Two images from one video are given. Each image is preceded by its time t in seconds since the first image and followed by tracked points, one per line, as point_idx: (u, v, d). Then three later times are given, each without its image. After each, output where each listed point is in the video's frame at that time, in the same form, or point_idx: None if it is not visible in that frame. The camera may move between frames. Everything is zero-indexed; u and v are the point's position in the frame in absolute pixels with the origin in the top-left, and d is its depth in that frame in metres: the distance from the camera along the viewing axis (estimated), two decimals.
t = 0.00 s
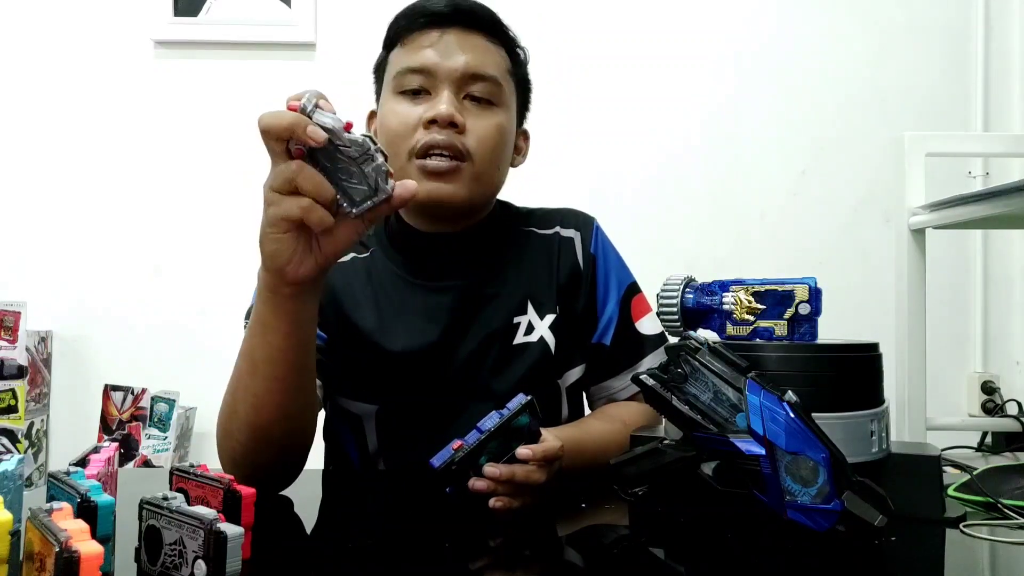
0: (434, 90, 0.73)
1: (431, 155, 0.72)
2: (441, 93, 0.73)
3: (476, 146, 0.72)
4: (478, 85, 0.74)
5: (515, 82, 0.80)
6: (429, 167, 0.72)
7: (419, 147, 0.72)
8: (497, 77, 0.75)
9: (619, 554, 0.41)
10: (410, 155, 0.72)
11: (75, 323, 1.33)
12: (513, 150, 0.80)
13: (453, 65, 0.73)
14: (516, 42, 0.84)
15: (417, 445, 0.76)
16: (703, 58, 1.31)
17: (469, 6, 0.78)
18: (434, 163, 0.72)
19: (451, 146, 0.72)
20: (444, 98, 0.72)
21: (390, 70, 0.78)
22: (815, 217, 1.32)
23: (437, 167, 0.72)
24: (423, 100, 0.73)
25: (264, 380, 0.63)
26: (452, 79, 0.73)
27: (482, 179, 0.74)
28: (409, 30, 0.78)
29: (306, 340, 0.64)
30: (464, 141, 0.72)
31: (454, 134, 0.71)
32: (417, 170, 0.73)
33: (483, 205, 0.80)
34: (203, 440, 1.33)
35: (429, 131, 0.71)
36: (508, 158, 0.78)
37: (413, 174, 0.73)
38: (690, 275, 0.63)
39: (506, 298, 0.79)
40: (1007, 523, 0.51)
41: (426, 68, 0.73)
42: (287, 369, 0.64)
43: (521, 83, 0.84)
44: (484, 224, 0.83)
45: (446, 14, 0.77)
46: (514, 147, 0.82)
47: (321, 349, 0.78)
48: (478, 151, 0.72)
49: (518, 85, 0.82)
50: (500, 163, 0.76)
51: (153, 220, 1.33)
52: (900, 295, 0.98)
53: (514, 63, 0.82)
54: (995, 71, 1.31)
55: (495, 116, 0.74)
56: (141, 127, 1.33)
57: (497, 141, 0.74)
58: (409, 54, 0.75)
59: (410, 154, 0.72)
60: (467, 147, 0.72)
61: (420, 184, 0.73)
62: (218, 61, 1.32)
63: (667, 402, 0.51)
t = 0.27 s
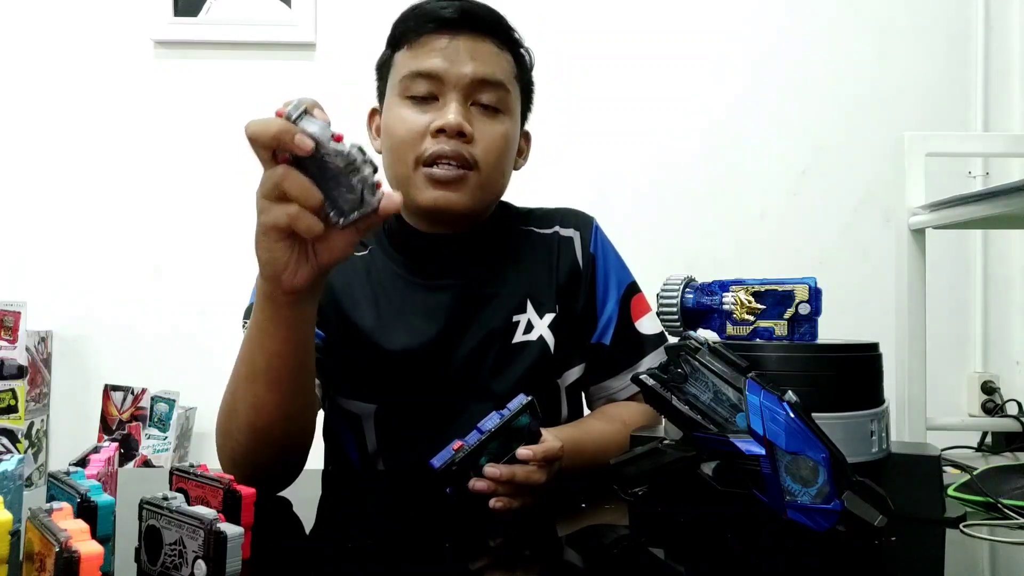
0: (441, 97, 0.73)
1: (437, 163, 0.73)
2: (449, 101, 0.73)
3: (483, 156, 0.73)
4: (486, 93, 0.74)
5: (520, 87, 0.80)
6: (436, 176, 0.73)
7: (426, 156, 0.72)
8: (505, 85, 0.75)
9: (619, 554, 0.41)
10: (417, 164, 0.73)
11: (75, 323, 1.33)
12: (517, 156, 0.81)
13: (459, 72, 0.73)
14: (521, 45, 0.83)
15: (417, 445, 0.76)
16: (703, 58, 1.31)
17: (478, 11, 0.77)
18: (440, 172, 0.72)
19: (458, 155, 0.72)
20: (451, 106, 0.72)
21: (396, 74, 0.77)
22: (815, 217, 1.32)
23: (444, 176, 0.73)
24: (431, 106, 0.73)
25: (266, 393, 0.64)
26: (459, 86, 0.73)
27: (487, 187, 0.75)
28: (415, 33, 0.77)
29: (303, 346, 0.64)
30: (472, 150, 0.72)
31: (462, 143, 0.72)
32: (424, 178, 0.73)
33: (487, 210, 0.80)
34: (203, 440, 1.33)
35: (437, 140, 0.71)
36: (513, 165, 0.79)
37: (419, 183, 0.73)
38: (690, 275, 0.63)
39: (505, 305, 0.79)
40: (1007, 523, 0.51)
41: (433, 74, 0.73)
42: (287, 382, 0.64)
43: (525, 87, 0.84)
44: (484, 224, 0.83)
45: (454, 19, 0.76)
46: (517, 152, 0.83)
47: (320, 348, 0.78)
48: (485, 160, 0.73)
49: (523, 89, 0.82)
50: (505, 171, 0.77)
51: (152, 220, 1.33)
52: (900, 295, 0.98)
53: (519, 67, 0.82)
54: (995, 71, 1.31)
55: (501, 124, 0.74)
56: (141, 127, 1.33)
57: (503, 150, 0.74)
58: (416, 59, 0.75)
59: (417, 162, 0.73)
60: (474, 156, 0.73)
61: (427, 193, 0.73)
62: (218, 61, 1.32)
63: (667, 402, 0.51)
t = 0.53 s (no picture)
0: (444, 101, 0.73)
1: (442, 169, 0.74)
2: (452, 105, 0.73)
3: (487, 160, 0.73)
4: (488, 96, 0.74)
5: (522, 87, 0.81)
6: (440, 181, 0.73)
7: (431, 161, 0.73)
8: (507, 87, 0.76)
9: (619, 554, 0.41)
10: (421, 169, 0.74)
11: (75, 323, 1.33)
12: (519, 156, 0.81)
13: (462, 76, 0.73)
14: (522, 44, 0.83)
15: (418, 444, 0.76)
16: (702, 59, 1.31)
17: (478, 13, 0.77)
18: (445, 178, 0.73)
19: (462, 160, 0.73)
20: (454, 111, 0.73)
21: (397, 77, 0.77)
22: (815, 217, 1.32)
23: (448, 181, 0.73)
24: (434, 111, 0.74)
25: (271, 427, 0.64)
26: (462, 91, 0.73)
27: (491, 191, 0.76)
28: (415, 36, 0.77)
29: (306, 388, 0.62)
30: (475, 155, 0.73)
31: (465, 148, 0.72)
32: (428, 183, 0.74)
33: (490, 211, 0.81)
34: (203, 440, 1.33)
35: (441, 145, 0.72)
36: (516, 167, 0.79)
37: (424, 188, 0.74)
38: (690, 275, 0.63)
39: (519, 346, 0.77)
40: (1007, 523, 0.51)
41: (436, 78, 0.73)
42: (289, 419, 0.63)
43: (527, 86, 0.84)
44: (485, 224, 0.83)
45: (455, 22, 0.76)
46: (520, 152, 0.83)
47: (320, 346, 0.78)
48: (489, 164, 0.74)
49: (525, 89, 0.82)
50: (509, 173, 0.77)
51: (152, 219, 1.33)
52: (900, 295, 0.97)
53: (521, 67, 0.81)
54: (995, 71, 1.31)
55: (505, 128, 0.75)
56: (141, 127, 1.33)
57: (506, 153, 0.75)
58: (418, 62, 0.75)
59: (422, 167, 0.74)
60: (478, 160, 0.73)
61: (431, 198, 0.74)
62: (218, 61, 1.32)
63: (667, 402, 0.51)
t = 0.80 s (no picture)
0: (451, 103, 0.74)
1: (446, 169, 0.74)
2: (458, 107, 0.73)
3: (491, 162, 0.73)
4: (495, 99, 0.74)
5: (529, 90, 0.81)
6: (444, 182, 0.73)
7: (435, 161, 0.73)
8: (514, 91, 0.76)
9: (619, 554, 0.41)
10: (426, 168, 0.74)
11: (75, 323, 1.33)
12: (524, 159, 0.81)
13: (469, 79, 0.73)
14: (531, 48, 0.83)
15: (424, 443, 0.76)
16: (703, 59, 1.31)
17: (488, 15, 0.77)
18: (448, 178, 0.73)
19: (466, 161, 0.73)
20: (461, 113, 0.73)
21: (406, 77, 0.78)
22: (815, 217, 1.32)
23: (452, 182, 0.73)
24: (440, 112, 0.74)
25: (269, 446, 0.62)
26: (469, 93, 0.73)
27: (494, 192, 0.76)
28: (425, 37, 0.77)
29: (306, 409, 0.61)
30: (480, 156, 0.73)
31: (470, 150, 0.72)
32: (432, 183, 0.74)
33: (493, 213, 0.81)
34: (203, 440, 1.33)
35: (446, 146, 0.72)
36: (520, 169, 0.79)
37: (428, 187, 0.74)
38: (690, 275, 0.63)
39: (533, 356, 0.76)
40: (1007, 523, 0.51)
41: (444, 79, 0.74)
42: (289, 438, 0.61)
43: (535, 89, 0.84)
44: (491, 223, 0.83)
45: (464, 24, 0.76)
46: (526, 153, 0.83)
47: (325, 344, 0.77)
48: (493, 166, 0.74)
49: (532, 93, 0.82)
50: (513, 175, 0.77)
51: (152, 219, 1.33)
52: (900, 295, 0.97)
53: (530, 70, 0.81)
54: (995, 71, 1.31)
55: (511, 131, 0.75)
56: (140, 127, 1.33)
57: (511, 156, 0.75)
58: (426, 63, 0.76)
59: (426, 167, 0.74)
60: (482, 162, 0.73)
61: (435, 198, 0.74)
62: (218, 61, 1.32)
63: (667, 402, 0.51)
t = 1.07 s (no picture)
0: (466, 96, 0.73)
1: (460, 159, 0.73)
2: (473, 100, 0.73)
3: (503, 154, 0.73)
4: (509, 95, 0.74)
5: (542, 91, 0.81)
6: (456, 172, 0.73)
7: (449, 151, 0.72)
8: (528, 88, 0.76)
9: (619, 554, 0.41)
10: (439, 157, 0.73)
11: (75, 323, 1.33)
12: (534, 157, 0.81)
13: (485, 73, 0.73)
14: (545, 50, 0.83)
15: (430, 435, 0.75)
16: (703, 58, 1.31)
17: (505, 16, 0.78)
18: (461, 168, 0.73)
19: (479, 152, 0.72)
20: (475, 105, 0.72)
21: (423, 72, 0.78)
22: (815, 216, 1.32)
23: (465, 173, 0.73)
24: (456, 104, 0.74)
25: (261, 418, 0.63)
26: (484, 87, 0.73)
27: (505, 185, 0.75)
28: (444, 34, 0.78)
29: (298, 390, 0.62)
30: (492, 148, 0.72)
31: (484, 141, 0.72)
32: (445, 172, 0.73)
33: (502, 208, 0.80)
34: (203, 440, 1.33)
35: (461, 137, 0.72)
36: (530, 165, 0.79)
37: (441, 176, 0.74)
38: (689, 275, 0.63)
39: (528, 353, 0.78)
40: (1006, 524, 0.51)
41: (460, 73, 0.73)
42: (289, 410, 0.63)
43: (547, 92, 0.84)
44: (501, 217, 0.83)
45: (482, 22, 0.77)
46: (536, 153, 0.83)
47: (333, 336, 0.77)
48: (505, 159, 0.73)
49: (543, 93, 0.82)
50: (523, 170, 0.77)
51: (153, 220, 1.33)
52: (900, 295, 0.98)
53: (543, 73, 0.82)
54: (995, 71, 1.31)
55: (523, 127, 0.75)
56: (141, 126, 1.33)
57: (522, 151, 0.75)
58: (444, 58, 0.76)
59: (440, 156, 0.73)
60: (494, 154, 0.73)
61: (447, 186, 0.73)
62: (218, 61, 1.32)
63: (667, 402, 0.51)
